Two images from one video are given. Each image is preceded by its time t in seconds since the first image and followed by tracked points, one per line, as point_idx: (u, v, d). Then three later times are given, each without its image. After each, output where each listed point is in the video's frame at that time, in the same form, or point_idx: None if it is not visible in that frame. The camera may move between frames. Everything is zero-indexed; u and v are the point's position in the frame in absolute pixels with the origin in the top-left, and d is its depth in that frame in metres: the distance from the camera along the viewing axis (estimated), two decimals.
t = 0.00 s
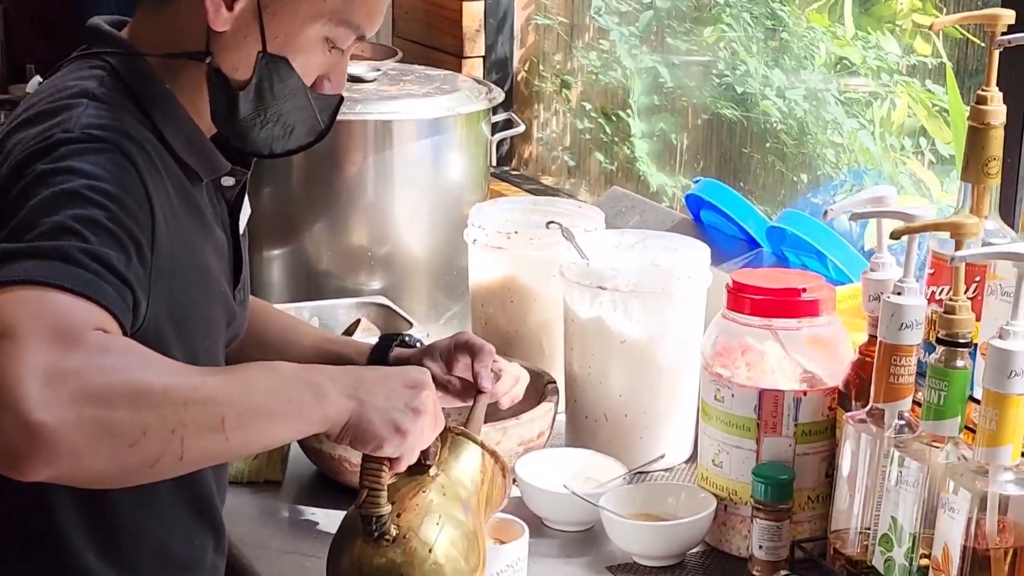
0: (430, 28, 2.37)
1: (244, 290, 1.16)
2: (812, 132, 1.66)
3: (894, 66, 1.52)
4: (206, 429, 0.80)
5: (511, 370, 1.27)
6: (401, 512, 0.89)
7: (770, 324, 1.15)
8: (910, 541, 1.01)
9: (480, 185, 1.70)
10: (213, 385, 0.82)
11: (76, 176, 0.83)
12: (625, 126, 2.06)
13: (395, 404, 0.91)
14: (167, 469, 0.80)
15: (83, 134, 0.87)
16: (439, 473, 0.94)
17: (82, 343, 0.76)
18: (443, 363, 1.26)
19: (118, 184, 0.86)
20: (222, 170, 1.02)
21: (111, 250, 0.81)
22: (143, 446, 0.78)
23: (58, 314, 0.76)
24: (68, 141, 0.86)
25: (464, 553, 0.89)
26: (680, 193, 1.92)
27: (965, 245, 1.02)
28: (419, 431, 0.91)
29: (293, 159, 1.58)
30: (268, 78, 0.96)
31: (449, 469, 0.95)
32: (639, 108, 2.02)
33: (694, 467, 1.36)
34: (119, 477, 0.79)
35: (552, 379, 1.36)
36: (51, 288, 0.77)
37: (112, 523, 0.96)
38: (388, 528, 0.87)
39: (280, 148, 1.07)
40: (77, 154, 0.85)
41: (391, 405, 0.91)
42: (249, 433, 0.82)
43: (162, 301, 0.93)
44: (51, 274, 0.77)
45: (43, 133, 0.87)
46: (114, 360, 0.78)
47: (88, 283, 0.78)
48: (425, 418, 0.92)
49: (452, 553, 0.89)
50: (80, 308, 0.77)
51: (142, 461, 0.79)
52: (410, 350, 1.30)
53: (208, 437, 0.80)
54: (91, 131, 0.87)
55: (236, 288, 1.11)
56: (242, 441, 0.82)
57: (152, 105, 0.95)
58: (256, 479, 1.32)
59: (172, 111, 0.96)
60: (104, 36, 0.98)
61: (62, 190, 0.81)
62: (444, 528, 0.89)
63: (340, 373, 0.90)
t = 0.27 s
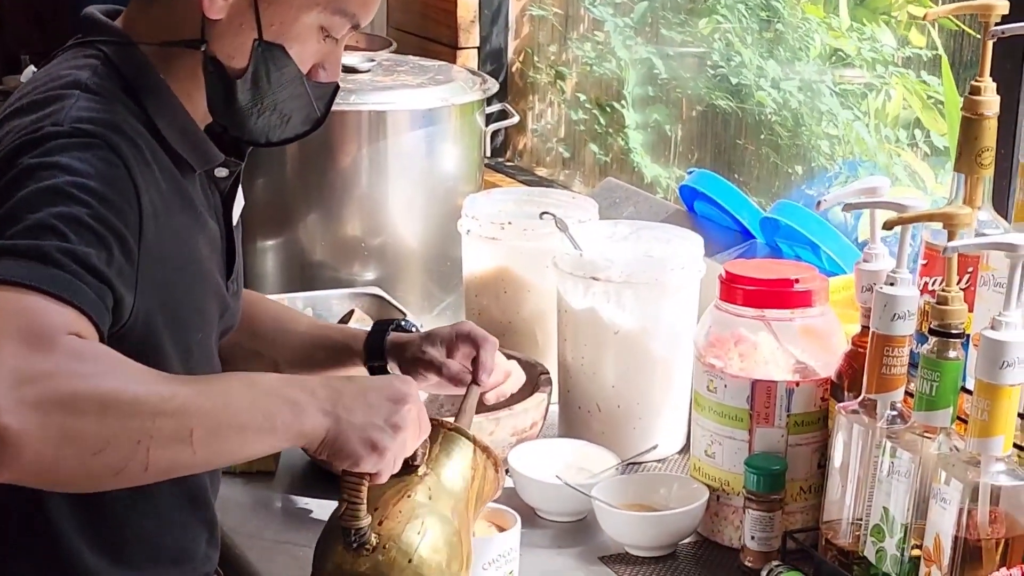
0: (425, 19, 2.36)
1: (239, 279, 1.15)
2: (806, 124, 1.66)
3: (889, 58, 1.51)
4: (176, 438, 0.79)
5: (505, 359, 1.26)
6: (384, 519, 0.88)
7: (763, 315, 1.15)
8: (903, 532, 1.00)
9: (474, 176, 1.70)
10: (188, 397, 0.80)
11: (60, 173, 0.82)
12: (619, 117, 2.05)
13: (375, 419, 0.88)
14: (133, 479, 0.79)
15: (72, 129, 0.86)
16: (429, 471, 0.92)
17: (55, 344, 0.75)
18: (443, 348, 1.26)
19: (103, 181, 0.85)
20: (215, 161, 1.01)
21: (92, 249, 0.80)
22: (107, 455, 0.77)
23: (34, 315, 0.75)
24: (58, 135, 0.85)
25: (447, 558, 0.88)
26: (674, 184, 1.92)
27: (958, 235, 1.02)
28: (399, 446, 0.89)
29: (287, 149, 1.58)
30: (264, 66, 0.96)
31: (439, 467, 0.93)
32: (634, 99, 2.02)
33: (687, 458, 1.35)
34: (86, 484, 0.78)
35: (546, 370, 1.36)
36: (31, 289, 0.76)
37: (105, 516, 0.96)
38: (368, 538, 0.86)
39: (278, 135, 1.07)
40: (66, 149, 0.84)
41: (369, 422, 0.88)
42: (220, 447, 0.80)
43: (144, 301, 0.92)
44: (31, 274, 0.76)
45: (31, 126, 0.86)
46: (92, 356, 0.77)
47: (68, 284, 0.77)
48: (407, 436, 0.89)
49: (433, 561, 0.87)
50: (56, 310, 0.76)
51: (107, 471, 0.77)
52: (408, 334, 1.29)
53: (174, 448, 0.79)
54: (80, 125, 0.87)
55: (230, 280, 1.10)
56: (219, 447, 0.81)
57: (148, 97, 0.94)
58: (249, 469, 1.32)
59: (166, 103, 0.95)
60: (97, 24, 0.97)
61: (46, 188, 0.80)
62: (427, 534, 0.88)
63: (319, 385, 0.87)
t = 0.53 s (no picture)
0: (424, 16, 2.36)
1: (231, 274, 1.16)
2: (805, 120, 1.66)
3: (888, 54, 1.51)
4: (123, 456, 0.80)
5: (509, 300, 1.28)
6: (360, 495, 0.90)
7: (759, 312, 1.15)
8: (898, 528, 1.01)
9: (471, 173, 1.70)
10: (135, 413, 0.80)
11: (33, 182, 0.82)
12: (618, 113, 2.06)
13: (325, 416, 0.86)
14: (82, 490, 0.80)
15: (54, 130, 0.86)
16: (404, 433, 0.92)
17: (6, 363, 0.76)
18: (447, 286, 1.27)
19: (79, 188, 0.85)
20: (207, 157, 1.02)
21: (62, 260, 0.80)
22: (50, 471, 0.78)
23: None
24: (37, 138, 0.85)
25: (427, 525, 0.91)
26: (672, 180, 1.92)
27: (953, 233, 1.02)
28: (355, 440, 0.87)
29: (284, 147, 1.58)
30: (257, 62, 0.97)
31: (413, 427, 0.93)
32: (632, 96, 2.02)
33: (684, 455, 1.36)
34: (36, 493, 0.79)
35: (543, 367, 1.36)
36: None
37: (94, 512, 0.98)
38: (344, 518, 0.89)
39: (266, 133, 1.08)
40: (46, 152, 0.84)
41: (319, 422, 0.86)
42: (168, 463, 0.81)
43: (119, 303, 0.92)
44: None
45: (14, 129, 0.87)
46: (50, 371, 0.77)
47: (29, 299, 0.77)
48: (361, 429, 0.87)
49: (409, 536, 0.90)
50: (13, 328, 0.76)
51: (51, 485, 0.79)
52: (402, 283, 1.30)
53: (121, 467, 0.80)
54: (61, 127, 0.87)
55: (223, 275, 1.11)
56: (177, 458, 0.82)
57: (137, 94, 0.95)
58: (248, 467, 1.32)
59: (156, 101, 0.96)
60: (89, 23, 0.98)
61: (16, 198, 0.80)
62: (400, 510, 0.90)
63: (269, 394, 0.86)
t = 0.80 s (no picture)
0: (425, 13, 2.36)
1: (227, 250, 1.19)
2: (807, 117, 1.66)
3: (891, 51, 1.51)
4: (142, 394, 0.82)
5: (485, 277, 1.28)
6: (353, 438, 0.90)
7: (762, 308, 1.15)
8: (902, 525, 1.00)
9: (473, 170, 1.70)
10: (151, 352, 0.82)
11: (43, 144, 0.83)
12: (620, 111, 2.05)
13: (330, 348, 0.88)
14: (100, 431, 0.82)
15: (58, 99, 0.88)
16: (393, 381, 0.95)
17: (24, 312, 0.77)
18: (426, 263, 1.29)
19: (87, 154, 0.86)
20: (202, 130, 1.05)
21: (75, 218, 0.82)
22: (76, 412, 0.80)
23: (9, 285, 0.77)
24: (41, 105, 0.86)
25: (416, 470, 0.91)
26: (675, 178, 1.91)
27: (957, 228, 1.02)
28: (356, 375, 0.89)
29: (285, 143, 1.58)
30: (254, 47, 1.00)
31: (401, 377, 0.95)
32: (634, 93, 2.01)
33: (687, 452, 1.35)
34: (56, 437, 0.81)
35: (545, 363, 1.36)
36: (8, 258, 0.77)
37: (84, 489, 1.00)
38: (338, 458, 0.89)
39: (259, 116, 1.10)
40: (50, 117, 0.86)
41: (326, 352, 0.88)
42: (186, 398, 0.83)
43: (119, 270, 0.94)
44: (9, 243, 0.77)
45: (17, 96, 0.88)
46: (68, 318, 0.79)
47: (43, 253, 0.78)
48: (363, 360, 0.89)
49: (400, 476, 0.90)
50: (34, 281, 0.78)
51: (76, 425, 0.81)
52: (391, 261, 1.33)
53: (140, 405, 0.82)
54: (63, 94, 0.89)
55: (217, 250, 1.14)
56: (191, 396, 0.84)
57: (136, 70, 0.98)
58: (248, 464, 1.32)
59: (154, 75, 0.99)
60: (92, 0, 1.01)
61: (29, 158, 0.82)
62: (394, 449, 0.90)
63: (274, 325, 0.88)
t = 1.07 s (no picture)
0: (432, 15, 2.36)
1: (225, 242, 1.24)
2: (814, 118, 1.66)
3: (897, 52, 1.51)
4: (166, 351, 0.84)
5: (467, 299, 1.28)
6: (347, 433, 0.90)
7: (769, 310, 1.15)
8: (909, 527, 1.00)
9: (479, 172, 1.70)
10: (172, 311, 0.85)
11: (52, 120, 0.88)
12: (626, 112, 2.05)
13: (339, 326, 0.92)
14: (124, 388, 0.84)
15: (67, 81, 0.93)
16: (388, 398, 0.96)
17: (52, 271, 0.80)
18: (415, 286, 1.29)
19: (94, 133, 0.91)
20: (203, 122, 1.10)
21: (85, 188, 0.86)
22: (105, 365, 0.82)
23: (33, 244, 0.80)
24: (50, 85, 0.92)
25: (406, 474, 0.90)
26: (681, 179, 1.91)
27: (964, 230, 1.02)
28: (363, 353, 0.91)
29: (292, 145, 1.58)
30: (249, 38, 1.06)
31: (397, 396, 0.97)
32: (640, 94, 2.01)
33: (693, 453, 1.35)
34: (82, 394, 0.83)
35: (551, 365, 1.36)
36: (31, 220, 0.81)
37: (80, 468, 1.04)
38: (333, 446, 0.88)
39: (257, 109, 1.16)
40: (59, 96, 0.91)
41: (334, 328, 0.91)
42: (208, 358, 0.86)
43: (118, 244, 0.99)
44: (31, 207, 0.81)
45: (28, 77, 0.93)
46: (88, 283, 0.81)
47: (63, 218, 0.83)
48: (370, 341, 0.92)
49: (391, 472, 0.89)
50: (56, 244, 0.82)
51: (104, 379, 0.83)
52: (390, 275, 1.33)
53: (163, 363, 0.84)
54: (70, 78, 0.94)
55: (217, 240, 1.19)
56: (210, 360, 0.86)
57: (139, 61, 1.03)
58: (255, 465, 1.31)
59: (158, 70, 1.04)
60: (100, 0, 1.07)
61: (41, 131, 0.86)
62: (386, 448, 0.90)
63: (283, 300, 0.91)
